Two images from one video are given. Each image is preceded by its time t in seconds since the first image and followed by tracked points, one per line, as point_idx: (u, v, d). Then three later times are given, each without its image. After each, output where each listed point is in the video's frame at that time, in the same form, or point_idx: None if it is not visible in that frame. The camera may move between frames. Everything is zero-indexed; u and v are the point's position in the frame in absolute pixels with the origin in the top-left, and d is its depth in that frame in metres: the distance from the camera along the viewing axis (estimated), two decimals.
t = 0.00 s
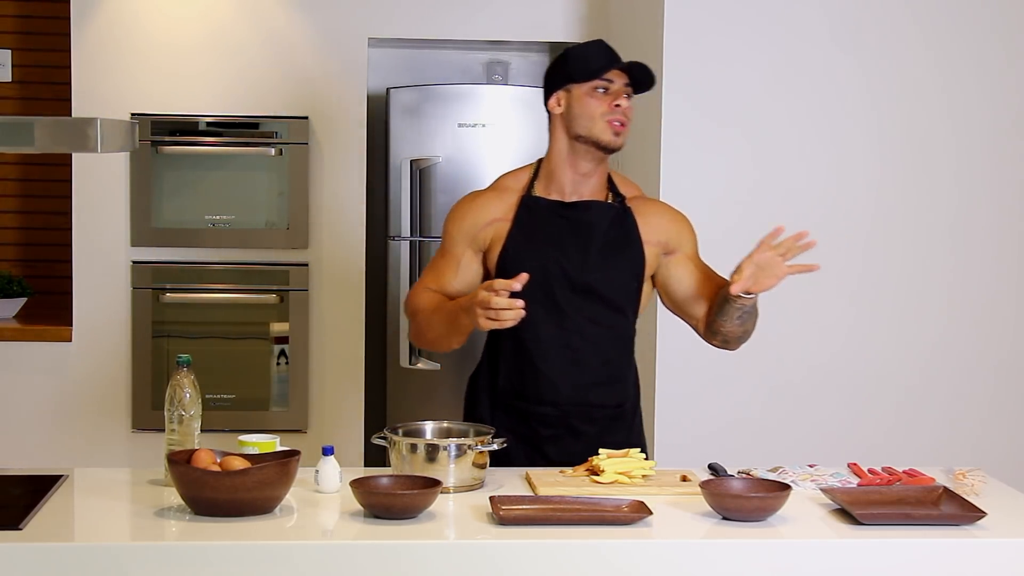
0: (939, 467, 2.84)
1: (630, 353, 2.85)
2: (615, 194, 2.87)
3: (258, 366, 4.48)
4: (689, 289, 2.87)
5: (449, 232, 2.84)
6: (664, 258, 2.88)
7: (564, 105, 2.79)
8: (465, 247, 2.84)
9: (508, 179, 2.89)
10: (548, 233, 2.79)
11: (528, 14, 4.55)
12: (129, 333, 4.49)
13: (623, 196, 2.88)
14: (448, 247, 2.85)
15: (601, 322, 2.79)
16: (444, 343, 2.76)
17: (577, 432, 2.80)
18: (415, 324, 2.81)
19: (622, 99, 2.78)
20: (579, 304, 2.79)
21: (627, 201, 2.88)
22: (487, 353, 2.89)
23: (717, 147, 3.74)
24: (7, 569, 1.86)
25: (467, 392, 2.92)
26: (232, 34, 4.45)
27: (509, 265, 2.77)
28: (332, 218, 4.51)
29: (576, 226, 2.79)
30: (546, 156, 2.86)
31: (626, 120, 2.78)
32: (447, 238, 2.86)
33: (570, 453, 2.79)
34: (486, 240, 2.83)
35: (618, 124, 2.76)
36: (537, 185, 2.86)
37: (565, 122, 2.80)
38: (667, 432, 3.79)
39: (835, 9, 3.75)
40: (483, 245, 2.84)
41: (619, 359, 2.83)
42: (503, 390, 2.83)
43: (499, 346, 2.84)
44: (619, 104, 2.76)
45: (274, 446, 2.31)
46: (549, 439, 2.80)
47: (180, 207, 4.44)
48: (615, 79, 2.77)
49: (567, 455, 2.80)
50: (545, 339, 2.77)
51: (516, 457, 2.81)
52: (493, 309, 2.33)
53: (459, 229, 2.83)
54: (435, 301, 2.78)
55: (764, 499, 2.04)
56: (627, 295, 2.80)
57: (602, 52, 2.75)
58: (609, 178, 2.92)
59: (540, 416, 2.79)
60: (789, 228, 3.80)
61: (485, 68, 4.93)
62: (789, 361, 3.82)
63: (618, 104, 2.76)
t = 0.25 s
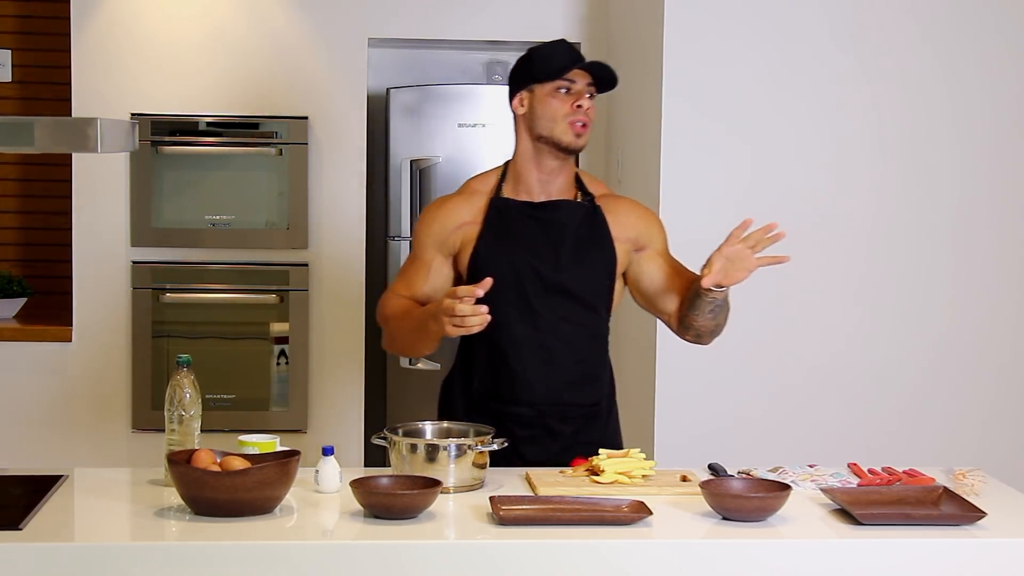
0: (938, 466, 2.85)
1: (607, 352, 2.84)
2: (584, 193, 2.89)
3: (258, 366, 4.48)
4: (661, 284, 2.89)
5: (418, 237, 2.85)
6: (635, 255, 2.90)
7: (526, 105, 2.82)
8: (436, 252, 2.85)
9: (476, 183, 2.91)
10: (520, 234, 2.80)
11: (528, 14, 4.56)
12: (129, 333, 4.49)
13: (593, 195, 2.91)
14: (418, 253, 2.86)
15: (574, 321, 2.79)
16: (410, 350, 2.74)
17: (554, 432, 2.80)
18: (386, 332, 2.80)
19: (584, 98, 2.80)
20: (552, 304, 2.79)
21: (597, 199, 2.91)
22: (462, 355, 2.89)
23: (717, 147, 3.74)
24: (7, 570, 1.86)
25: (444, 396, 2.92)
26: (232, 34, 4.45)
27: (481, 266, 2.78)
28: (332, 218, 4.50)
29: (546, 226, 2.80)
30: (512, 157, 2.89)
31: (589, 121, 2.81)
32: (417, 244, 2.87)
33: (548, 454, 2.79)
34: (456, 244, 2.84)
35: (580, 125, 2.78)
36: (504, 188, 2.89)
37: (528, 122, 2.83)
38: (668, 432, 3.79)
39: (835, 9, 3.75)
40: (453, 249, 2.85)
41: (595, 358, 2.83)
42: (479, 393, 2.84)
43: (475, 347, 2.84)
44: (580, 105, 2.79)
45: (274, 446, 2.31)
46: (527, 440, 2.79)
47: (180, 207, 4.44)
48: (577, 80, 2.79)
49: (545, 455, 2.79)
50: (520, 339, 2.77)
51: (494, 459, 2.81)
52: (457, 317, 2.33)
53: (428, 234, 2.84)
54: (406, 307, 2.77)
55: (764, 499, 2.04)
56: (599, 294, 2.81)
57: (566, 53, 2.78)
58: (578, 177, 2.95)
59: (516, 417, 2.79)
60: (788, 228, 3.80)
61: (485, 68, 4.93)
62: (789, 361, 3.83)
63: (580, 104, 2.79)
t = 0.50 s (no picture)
0: (938, 467, 2.85)
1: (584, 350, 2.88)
2: (554, 193, 2.94)
3: (258, 366, 4.48)
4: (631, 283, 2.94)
5: (392, 243, 2.83)
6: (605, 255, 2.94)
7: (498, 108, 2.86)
8: (410, 256, 2.84)
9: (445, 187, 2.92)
10: (496, 237, 2.82)
11: (528, 14, 4.55)
12: (129, 333, 4.49)
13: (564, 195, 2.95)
14: (391, 259, 2.85)
15: (553, 322, 2.83)
16: (393, 356, 2.72)
17: (535, 433, 2.82)
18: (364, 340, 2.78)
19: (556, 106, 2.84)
20: (530, 304, 2.82)
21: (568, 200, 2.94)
22: (440, 360, 2.89)
23: (716, 147, 3.74)
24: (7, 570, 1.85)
25: (422, 402, 2.91)
26: (232, 34, 4.45)
27: (459, 270, 2.80)
28: (332, 219, 4.50)
29: (522, 228, 2.83)
30: (483, 160, 2.91)
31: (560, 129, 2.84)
32: (390, 249, 2.85)
33: (530, 455, 2.81)
34: (431, 248, 2.84)
35: (551, 128, 2.81)
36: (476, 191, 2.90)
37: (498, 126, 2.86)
38: (667, 432, 3.79)
39: (835, 9, 3.75)
40: (428, 253, 2.84)
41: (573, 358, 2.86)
42: (459, 396, 2.84)
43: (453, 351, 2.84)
44: (551, 110, 2.82)
45: (274, 446, 2.31)
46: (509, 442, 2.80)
47: (180, 207, 4.44)
48: (548, 84, 2.83)
49: (528, 456, 2.81)
50: (500, 341, 2.79)
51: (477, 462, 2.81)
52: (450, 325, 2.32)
53: (401, 239, 2.83)
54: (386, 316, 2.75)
55: (764, 499, 2.04)
56: (575, 294, 2.85)
57: (538, 61, 2.81)
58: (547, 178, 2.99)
59: (498, 418, 2.80)
60: (788, 228, 3.80)
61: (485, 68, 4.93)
62: (789, 361, 3.83)
63: (551, 109, 2.82)
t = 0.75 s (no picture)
0: (939, 467, 2.86)
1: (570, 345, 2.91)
2: (533, 195, 2.91)
3: (258, 366, 4.48)
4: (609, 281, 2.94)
5: (379, 250, 2.76)
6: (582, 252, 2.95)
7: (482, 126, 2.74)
8: (398, 262, 2.78)
9: (422, 192, 2.87)
10: (482, 240, 2.79)
11: (528, 14, 4.55)
12: (129, 333, 4.49)
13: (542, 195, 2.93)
14: (378, 266, 2.77)
15: (541, 321, 2.83)
16: (397, 364, 2.63)
17: (529, 431, 2.83)
18: (363, 353, 2.67)
19: (538, 143, 2.74)
20: (518, 305, 2.81)
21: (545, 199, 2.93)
22: (429, 363, 2.86)
23: (716, 147, 3.74)
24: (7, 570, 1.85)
25: (415, 406, 2.89)
26: (232, 34, 4.45)
27: (447, 275, 2.76)
28: (332, 219, 4.50)
29: (507, 230, 2.81)
30: (462, 165, 2.84)
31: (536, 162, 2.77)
32: (375, 257, 2.78)
33: (525, 455, 2.82)
34: (418, 253, 2.79)
35: (525, 167, 2.75)
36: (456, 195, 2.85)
37: (479, 141, 2.77)
38: (667, 432, 3.79)
39: (835, 9, 3.74)
40: (415, 258, 2.79)
41: (559, 355, 2.88)
42: (452, 399, 2.82)
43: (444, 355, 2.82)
44: (530, 150, 2.73)
45: (274, 446, 2.31)
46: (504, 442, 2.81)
47: (180, 207, 4.44)
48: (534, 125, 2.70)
49: (523, 456, 2.82)
50: (492, 343, 2.79)
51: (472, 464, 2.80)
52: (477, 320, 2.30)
53: (389, 244, 2.76)
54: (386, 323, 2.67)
55: (764, 500, 2.04)
56: (561, 293, 2.85)
57: (530, 91, 2.68)
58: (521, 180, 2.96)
59: (492, 419, 2.80)
60: (788, 228, 3.79)
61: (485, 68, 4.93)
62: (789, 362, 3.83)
63: (531, 148, 2.73)
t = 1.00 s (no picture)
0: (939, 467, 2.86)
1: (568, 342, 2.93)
2: (531, 193, 2.90)
3: (258, 366, 4.48)
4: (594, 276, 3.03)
5: (377, 253, 2.73)
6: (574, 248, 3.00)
7: (474, 138, 2.73)
8: (396, 265, 2.75)
9: (416, 193, 2.85)
10: (483, 241, 2.78)
11: (528, 14, 4.55)
12: (129, 332, 4.49)
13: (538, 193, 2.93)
14: (376, 269, 2.74)
15: (541, 321, 2.84)
16: (398, 370, 2.62)
17: (532, 429, 2.83)
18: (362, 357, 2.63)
19: (531, 154, 2.71)
20: (519, 306, 2.81)
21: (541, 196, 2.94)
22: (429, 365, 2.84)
23: (716, 147, 3.74)
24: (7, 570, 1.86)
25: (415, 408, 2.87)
26: (232, 34, 4.45)
27: (449, 277, 2.75)
28: (333, 219, 4.51)
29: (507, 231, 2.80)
30: (460, 165, 2.83)
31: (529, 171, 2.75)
32: (373, 259, 2.75)
33: (528, 454, 2.83)
34: (417, 256, 2.77)
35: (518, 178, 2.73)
36: (453, 196, 2.84)
37: (473, 152, 2.76)
38: (667, 432, 3.79)
39: (835, 8, 3.74)
40: (414, 261, 2.77)
41: (558, 351, 2.90)
42: (455, 400, 2.81)
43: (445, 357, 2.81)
44: (522, 162, 2.70)
45: (274, 446, 2.31)
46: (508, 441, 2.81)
47: (180, 207, 4.44)
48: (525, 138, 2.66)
49: (526, 454, 2.83)
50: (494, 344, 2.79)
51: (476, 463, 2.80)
52: (493, 331, 2.33)
53: (387, 247, 2.74)
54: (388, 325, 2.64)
55: (764, 500, 2.04)
56: (560, 292, 2.86)
57: (521, 103, 2.66)
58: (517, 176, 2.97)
59: (496, 419, 2.80)
60: (789, 228, 3.79)
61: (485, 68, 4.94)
62: (790, 362, 3.83)
63: (523, 160, 2.70)
